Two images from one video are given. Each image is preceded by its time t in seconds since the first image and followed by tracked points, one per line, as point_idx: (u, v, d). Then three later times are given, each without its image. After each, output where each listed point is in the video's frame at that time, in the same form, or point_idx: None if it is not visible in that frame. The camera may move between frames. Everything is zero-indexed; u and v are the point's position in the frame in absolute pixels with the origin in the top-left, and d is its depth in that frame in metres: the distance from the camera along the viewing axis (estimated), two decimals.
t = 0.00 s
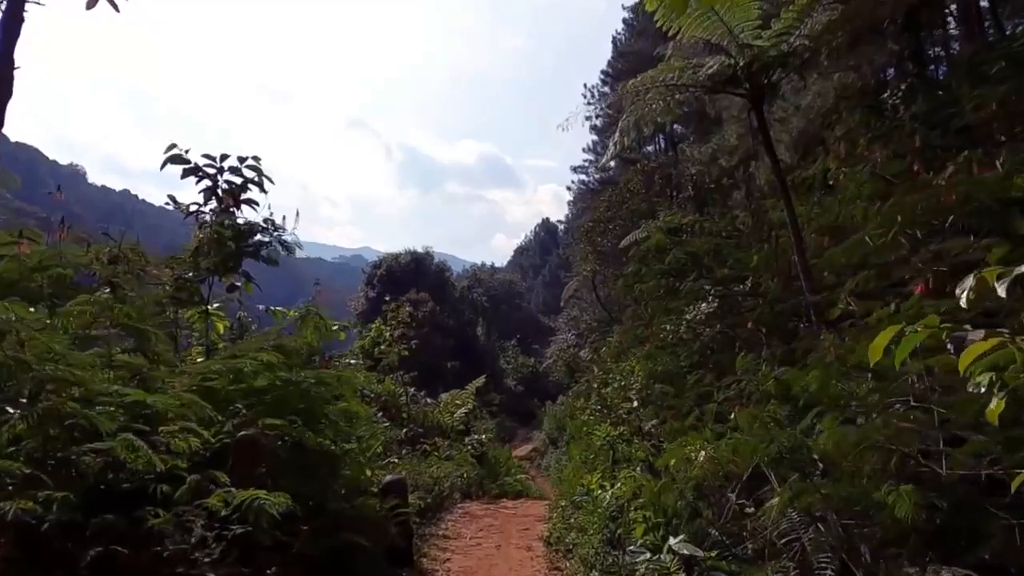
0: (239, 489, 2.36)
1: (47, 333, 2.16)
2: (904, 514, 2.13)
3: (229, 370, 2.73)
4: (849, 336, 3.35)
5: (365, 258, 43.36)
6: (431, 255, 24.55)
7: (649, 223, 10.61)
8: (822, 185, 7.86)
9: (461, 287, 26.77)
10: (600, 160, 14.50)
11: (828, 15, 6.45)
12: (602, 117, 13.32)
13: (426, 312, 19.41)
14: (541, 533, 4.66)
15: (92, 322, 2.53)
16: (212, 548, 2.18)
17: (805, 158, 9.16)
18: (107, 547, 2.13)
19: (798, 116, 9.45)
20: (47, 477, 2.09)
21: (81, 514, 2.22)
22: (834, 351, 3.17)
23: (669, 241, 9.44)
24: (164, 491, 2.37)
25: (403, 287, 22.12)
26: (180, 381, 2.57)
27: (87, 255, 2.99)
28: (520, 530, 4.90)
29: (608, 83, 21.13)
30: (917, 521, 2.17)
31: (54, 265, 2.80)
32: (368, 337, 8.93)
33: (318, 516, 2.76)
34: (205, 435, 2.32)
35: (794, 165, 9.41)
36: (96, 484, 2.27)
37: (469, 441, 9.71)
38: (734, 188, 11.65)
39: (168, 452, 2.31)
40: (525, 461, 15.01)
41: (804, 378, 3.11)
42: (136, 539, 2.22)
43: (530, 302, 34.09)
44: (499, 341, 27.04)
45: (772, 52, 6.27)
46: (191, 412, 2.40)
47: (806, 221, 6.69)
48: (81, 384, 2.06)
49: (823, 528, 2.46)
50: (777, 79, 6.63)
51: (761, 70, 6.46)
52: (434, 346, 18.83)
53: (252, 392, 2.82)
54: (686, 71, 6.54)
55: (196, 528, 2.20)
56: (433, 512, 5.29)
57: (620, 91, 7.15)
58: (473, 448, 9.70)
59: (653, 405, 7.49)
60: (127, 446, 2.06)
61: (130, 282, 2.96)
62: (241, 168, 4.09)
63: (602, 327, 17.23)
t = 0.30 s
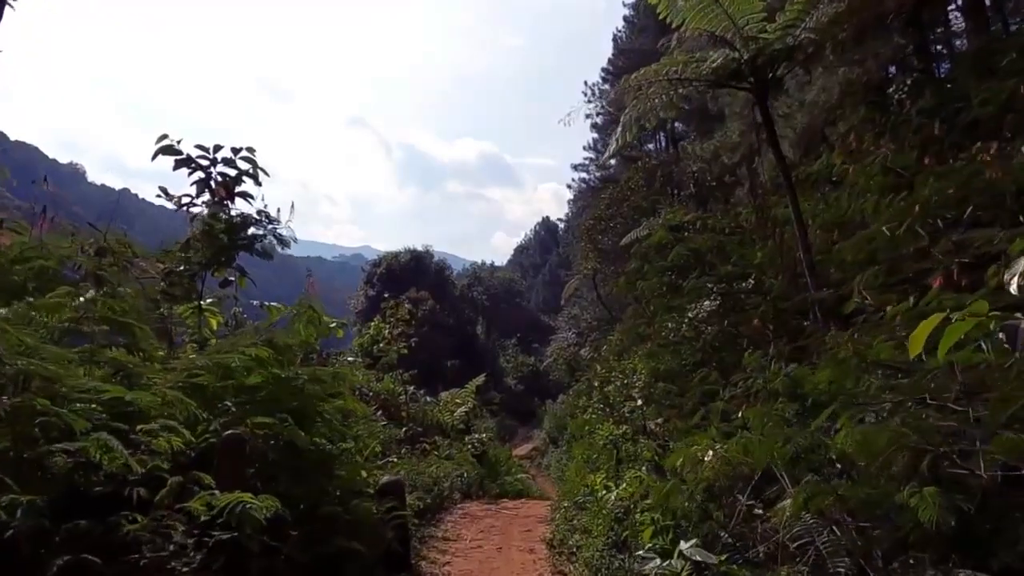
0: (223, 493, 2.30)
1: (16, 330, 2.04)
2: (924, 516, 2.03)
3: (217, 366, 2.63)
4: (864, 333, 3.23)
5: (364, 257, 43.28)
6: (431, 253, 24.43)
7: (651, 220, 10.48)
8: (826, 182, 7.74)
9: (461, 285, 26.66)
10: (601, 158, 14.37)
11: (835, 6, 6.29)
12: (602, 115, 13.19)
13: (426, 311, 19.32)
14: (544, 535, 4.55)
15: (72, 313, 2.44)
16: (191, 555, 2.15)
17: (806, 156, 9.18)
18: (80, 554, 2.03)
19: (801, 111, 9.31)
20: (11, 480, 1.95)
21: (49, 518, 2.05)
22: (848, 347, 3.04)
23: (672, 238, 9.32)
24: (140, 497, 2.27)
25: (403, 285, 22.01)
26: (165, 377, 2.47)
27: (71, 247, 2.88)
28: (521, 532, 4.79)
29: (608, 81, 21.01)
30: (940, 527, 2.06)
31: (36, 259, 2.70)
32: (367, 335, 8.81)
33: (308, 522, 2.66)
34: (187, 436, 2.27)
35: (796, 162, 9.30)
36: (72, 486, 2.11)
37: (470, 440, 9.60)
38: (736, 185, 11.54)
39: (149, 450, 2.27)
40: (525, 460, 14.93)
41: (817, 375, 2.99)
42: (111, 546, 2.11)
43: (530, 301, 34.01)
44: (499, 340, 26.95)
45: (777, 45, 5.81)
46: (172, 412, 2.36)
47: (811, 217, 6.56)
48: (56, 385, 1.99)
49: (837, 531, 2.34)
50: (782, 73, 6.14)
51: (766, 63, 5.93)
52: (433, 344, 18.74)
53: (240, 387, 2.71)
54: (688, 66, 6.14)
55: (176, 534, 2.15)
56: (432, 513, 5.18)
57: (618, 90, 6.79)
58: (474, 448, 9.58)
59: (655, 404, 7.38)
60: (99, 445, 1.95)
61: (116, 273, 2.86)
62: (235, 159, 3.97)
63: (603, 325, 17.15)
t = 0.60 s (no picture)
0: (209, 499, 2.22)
1: None
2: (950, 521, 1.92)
3: (208, 363, 2.54)
4: (876, 330, 3.13)
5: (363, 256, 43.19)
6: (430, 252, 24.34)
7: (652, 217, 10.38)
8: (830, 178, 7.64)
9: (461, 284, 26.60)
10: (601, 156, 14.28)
11: None
12: (603, 112, 13.09)
13: (426, 309, 19.24)
14: (546, 538, 4.45)
15: (55, 308, 2.34)
16: (173, 568, 2.07)
17: (809, 153, 8.93)
18: (51, 567, 1.93)
19: (803, 108, 9.19)
20: None
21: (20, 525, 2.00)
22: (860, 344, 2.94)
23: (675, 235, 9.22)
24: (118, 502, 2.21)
25: (404, 282, 21.98)
26: (150, 375, 2.37)
27: (57, 240, 2.80)
28: (523, 534, 4.70)
29: (608, 78, 20.93)
30: (962, 533, 1.96)
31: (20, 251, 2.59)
32: (366, 334, 8.69)
33: (300, 529, 2.57)
34: (171, 438, 2.21)
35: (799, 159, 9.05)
36: (51, 492, 2.05)
37: (470, 439, 9.52)
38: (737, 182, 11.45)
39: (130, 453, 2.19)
40: (525, 459, 14.92)
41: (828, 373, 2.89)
42: (87, 557, 2.02)
43: (530, 300, 33.95)
44: (499, 339, 26.89)
45: (782, 39, 5.61)
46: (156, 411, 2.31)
47: (816, 214, 6.46)
48: (36, 384, 1.87)
49: (853, 534, 2.24)
50: (786, 69, 5.93)
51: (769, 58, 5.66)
52: (432, 343, 18.67)
53: (231, 385, 2.62)
54: (691, 60, 5.96)
55: (159, 543, 2.09)
56: (433, 514, 5.09)
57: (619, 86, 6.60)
58: (475, 447, 9.50)
59: (658, 404, 7.29)
60: (73, 447, 1.87)
61: (105, 268, 2.86)
62: (229, 152, 3.87)
63: (603, 324, 17.09)
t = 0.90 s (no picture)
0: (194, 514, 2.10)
1: None
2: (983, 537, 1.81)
3: (196, 366, 2.45)
4: (892, 330, 3.01)
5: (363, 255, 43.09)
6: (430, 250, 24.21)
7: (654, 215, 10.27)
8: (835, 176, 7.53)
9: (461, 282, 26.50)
10: (602, 154, 14.17)
11: None
12: (604, 110, 12.98)
13: (427, 308, 19.15)
14: (551, 543, 4.35)
15: (38, 308, 2.25)
16: None
17: (812, 151, 8.49)
18: None
19: (807, 105, 9.07)
20: None
21: None
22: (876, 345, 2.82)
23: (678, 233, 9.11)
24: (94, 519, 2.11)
25: (405, 280, 21.86)
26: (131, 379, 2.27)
27: (41, 236, 2.69)
28: (527, 539, 4.60)
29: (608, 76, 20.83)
30: (994, 544, 1.85)
31: None
32: (365, 333, 8.57)
33: (291, 543, 2.49)
34: (152, 449, 2.09)
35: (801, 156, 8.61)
36: (19, 509, 1.95)
37: (471, 440, 9.43)
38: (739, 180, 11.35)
39: (108, 464, 2.09)
40: (526, 458, 14.86)
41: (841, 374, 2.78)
42: None
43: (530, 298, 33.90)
44: (499, 338, 26.82)
45: (786, 34, 5.33)
46: (139, 417, 2.24)
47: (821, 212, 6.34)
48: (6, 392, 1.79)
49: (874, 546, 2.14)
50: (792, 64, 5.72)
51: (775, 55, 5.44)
52: (432, 343, 18.59)
53: (222, 388, 2.53)
54: (695, 56, 5.77)
55: (135, 564, 1.89)
56: (434, 519, 5.00)
57: (620, 82, 6.43)
58: (476, 448, 9.40)
59: (662, 404, 7.18)
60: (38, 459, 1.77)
61: (89, 267, 2.78)
62: (224, 147, 3.77)
63: (603, 323, 17.01)
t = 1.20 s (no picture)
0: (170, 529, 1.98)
1: None
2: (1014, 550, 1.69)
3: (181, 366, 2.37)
4: (906, 329, 2.89)
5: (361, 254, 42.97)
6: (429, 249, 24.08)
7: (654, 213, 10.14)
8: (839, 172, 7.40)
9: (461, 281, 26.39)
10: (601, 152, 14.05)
11: None
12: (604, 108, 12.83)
13: (426, 307, 19.07)
14: (553, 549, 4.24)
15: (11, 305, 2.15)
16: None
17: (814, 149, 8.39)
18: None
19: (809, 101, 8.94)
20: None
21: None
22: (891, 345, 2.69)
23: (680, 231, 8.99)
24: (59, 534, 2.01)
25: (404, 279, 21.70)
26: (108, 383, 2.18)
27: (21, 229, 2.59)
28: (529, 545, 4.48)
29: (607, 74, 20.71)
30: None
31: None
32: (364, 333, 8.46)
33: (279, 553, 2.40)
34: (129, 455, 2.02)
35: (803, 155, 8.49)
36: None
37: (471, 440, 9.31)
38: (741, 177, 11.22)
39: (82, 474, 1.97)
40: (526, 458, 14.77)
41: (854, 374, 2.65)
42: None
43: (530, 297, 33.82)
44: (499, 338, 26.72)
45: (792, 29, 5.12)
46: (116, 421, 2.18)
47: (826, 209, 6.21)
48: None
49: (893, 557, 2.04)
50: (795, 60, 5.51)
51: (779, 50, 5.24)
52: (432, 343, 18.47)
53: (210, 389, 2.44)
54: (698, 50, 5.55)
55: None
56: (433, 523, 4.89)
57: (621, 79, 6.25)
58: (476, 448, 9.29)
59: (665, 405, 7.07)
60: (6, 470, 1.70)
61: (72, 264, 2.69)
62: (216, 140, 3.67)
63: (603, 322, 16.91)
